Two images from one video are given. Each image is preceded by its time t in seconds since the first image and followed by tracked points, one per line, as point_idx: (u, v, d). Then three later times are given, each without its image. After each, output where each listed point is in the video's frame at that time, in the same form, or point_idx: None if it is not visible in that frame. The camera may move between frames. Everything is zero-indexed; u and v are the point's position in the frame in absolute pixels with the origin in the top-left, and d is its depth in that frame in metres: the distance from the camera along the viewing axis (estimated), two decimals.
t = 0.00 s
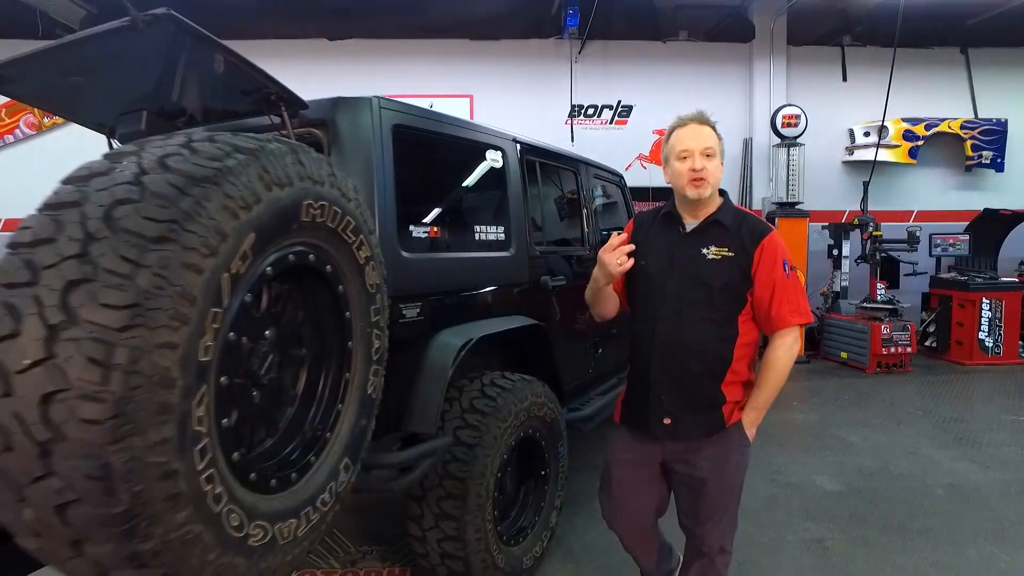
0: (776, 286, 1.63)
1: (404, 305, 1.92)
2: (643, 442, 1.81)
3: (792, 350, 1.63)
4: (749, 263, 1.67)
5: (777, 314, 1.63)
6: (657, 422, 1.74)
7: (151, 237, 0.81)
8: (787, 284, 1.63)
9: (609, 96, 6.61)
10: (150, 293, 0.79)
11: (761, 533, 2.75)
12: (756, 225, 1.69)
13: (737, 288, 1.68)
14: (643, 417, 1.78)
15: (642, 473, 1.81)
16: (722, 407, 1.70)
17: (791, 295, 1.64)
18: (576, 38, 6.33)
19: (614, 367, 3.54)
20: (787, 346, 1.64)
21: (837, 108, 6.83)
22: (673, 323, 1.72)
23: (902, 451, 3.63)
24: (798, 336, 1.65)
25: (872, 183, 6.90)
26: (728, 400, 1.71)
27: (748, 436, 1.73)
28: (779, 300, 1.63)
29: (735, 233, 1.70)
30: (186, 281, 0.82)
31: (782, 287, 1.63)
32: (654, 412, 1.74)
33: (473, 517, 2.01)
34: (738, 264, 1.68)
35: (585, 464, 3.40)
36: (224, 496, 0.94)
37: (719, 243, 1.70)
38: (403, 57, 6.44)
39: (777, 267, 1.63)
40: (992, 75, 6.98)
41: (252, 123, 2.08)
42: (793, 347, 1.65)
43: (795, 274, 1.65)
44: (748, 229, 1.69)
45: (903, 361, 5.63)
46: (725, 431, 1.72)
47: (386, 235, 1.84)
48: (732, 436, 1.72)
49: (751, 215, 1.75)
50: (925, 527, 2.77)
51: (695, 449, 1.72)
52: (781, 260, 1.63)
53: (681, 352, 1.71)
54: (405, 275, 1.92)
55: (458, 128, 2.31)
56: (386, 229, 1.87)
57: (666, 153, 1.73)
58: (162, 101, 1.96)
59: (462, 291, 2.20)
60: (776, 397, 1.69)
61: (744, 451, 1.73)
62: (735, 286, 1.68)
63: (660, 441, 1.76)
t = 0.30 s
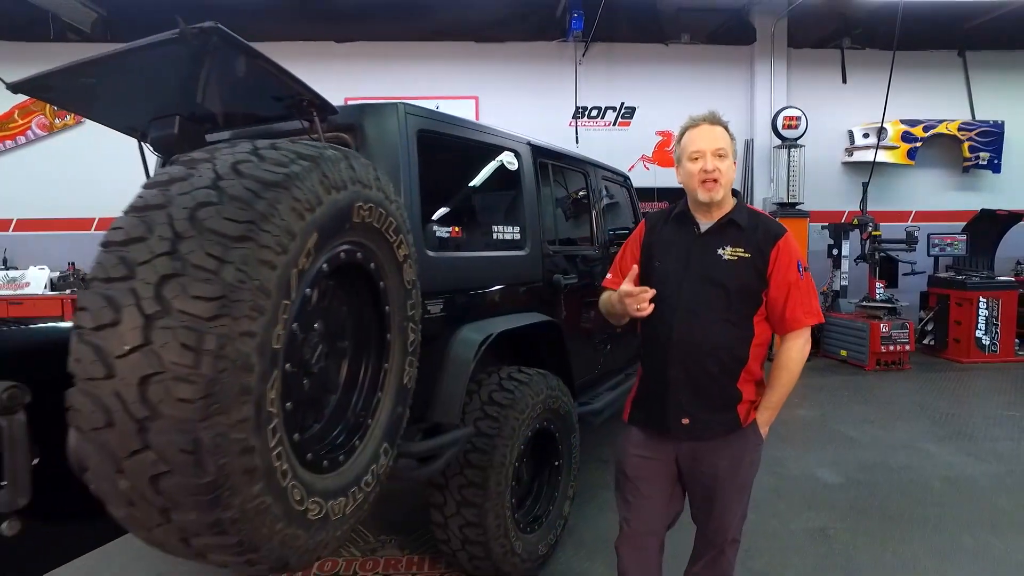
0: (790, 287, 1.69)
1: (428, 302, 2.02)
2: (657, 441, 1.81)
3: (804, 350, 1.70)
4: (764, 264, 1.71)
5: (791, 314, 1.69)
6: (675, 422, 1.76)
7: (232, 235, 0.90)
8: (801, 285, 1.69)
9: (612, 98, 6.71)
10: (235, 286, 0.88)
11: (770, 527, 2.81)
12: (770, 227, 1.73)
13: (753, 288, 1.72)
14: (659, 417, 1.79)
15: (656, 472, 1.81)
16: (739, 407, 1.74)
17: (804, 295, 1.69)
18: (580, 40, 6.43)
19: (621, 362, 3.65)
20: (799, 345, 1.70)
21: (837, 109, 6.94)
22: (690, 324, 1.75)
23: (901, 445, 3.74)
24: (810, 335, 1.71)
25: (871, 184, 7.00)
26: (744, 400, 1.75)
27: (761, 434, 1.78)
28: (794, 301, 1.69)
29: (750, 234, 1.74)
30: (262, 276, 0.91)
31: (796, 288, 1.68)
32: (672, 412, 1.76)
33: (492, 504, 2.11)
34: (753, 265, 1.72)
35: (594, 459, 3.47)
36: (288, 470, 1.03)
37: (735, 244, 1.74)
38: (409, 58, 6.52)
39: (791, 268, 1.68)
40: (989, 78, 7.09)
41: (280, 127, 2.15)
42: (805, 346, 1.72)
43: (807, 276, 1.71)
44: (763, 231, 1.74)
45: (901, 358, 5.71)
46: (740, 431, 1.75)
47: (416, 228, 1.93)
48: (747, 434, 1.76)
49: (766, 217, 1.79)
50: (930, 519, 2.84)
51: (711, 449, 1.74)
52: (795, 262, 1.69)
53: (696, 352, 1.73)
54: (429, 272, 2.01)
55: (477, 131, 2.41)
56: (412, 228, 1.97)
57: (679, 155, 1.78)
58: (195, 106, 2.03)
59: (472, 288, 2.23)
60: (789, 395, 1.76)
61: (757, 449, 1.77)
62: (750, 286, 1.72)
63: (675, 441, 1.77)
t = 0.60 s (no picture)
0: (795, 284, 1.72)
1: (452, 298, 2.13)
2: (673, 441, 1.79)
3: (808, 342, 1.77)
4: (769, 262, 1.72)
5: (797, 310, 1.73)
6: (693, 424, 1.73)
7: (298, 233, 0.99)
8: (803, 282, 1.73)
9: (614, 99, 6.81)
10: (302, 279, 0.96)
11: (777, 524, 2.83)
12: (771, 225, 1.75)
13: (759, 287, 1.73)
14: (673, 420, 1.77)
15: (671, 472, 1.79)
16: (752, 405, 1.75)
17: (807, 291, 1.74)
18: (583, 42, 6.53)
19: (628, 359, 3.76)
20: (803, 337, 1.78)
21: (836, 111, 7.04)
22: (700, 325, 1.72)
23: (900, 439, 3.84)
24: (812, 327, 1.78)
25: (870, 185, 7.10)
26: (756, 398, 1.77)
27: (771, 429, 1.82)
28: (799, 298, 1.73)
29: (752, 233, 1.75)
30: (325, 270, 0.99)
31: (799, 285, 1.72)
32: (690, 414, 1.73)
33: (511, 491, 2.21)
34: (759, 264, 1.73)
35: (602, 452, 3.56)
36: (342, 450, 1.12)
37: (739, 244, 1.73)
38: (414, 60, 6.59)
39: (795, 266, 1.71)
40: (985, 79, 7.19)
41: (307, 130, 2.24)
42: (808, 340, 1.79)
43: (807, 272, 1.76)
44: (763, 230, 1.75)
45: (899, 355, 5.83)
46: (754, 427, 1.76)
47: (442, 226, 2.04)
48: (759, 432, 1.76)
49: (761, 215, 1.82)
50: (933, 513, 2.90)
51: (726, 448, 1.74)
52: (797, 260, 1.73)
53: (709, 354, 1.71)
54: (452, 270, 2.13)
55: (494, 134, 2.52)
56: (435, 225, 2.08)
57: (676, 157, 1.77)
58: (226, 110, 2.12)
59: (483, 287, 2.31)
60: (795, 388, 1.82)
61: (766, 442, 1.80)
62: (757, 285, 1.72)
63: (692, 441, 1.75)
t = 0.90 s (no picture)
0: (784, 272, 1.72)
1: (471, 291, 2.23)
2: (672, 441, 1.76)
3: (798, 330, 1.76)
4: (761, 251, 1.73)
5: (788, 298, 1.72)
6: (695, 418, 1.71)
7: (355, 226, 1.07)
8: (791, 270, 1.73)
9: (612, 100, 6.91)
10: (361, 268, 1.04)
11: (774, 521, 2.86)
12: (759, 215, 1.76)
13: (753, 277, 1.73)
14: (673, 415, 1.74)
15: (672, 471, 1.79)
16: (744, 395, 1.74)
17: (797, 278, 1.74)
18: (581, 44, 6.62)
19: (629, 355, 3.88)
20: (793, 325, 1.77)
21: (829, 112, 7.18)
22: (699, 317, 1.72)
23: (893, 431, 3.96)
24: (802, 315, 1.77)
25: (862, 185, 7.24)
26: (748, 388, 1.76)
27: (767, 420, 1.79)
28: (787, 286, 1.72)
29: (743, 223, 1.74)
30: (379, 261, 1.07)
31: (787, 273, 1.72)
32: (692, 408, 1.71)
33: (525, 478, 2.30)
34: (752, 254, 1.73)
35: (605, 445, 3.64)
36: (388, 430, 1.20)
37: (732, 233, 1.74)
38: (415, 61, 6.65)
39: (784, 253, 1.72)
40: (974, 81, 7.34)
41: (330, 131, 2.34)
42: (798, 328, 1.78)
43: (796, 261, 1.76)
44: (753, 221, 1.75)
45: (890, 351, 5.97)
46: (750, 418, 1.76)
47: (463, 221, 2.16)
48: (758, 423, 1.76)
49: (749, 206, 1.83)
50: (925, 504, 2.97)
51: (728, 441, 1.72)
52: (784, 248, 1.72)
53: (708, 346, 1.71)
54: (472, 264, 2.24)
55: (508, 134, 2.63)
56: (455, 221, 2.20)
57: (663, 146, 1.76)
58: (252, 111, 2.21)
59: (497, 280, 2.42)
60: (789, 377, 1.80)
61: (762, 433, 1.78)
62: (750, 275, 1.73)
63: (692, 436, 1.73)
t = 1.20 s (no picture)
0: (762, 266, 1.69)
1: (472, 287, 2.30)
2: (657, 437, 1.72)
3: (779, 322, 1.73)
4: (740, 245, 1.68)
5: (767, 291, 1.70)
6: (680, 413, 1.67)
7: (382, 222, 1.13)
8: (769, 262, 1.70)
9: (594, 101, 7.00)
10: (389, 261, 1.10)
11: (761, 508, 2.95)
12: (736, 210, 1.72)
13: (733, 272, 1.69)
14: (654, 412, 1.70)
15: (659, 467, 1.74)
16: (728, 387, 1.69)
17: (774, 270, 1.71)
18: (564, 45, 6.71)
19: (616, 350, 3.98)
20: (773, 318, 1.73)
21: (804, 115, 7.36)
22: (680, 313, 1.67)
23: (868, 423, 4.09)
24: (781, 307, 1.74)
25: (837, 185, 7.44)
26: (731, 381, 1.70)
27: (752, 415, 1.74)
28: (766, 278, 1.69)
29: (721, 218, 1.71)
30: (404, 254, 1.13)
31: (766, 265, 1.69)
32: (676, 403, 1.67)
33: (523, 469, 2.36)
34: (730, 249, 1.69)
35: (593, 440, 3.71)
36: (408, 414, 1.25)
37: (709, 229, 1.70)
38: (399, 61, 6.67)
39: (760, 246, 1.69)
40: (942, 85, 7.59)
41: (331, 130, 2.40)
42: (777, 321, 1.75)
43: (773, 254, 1.73)
44: (730, 215, 1.71)
45: (864, 346, 6.15)
46: (736, 412, 1.71)
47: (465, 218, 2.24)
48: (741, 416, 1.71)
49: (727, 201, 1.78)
50: (902, 496, 3.05)
51: (714, 436, 1.66)
52: (762, 241, 1.70)
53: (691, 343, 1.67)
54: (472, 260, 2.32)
55: (505, 135, 2.72)
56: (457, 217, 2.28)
57: (641, 142, 1.66)
58: (254, 110, 2.26)
59: (494, 277, 2.51)
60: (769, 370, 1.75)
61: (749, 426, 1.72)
62: (729, 270, 1.69)
63: (677, 431, 1.69)
